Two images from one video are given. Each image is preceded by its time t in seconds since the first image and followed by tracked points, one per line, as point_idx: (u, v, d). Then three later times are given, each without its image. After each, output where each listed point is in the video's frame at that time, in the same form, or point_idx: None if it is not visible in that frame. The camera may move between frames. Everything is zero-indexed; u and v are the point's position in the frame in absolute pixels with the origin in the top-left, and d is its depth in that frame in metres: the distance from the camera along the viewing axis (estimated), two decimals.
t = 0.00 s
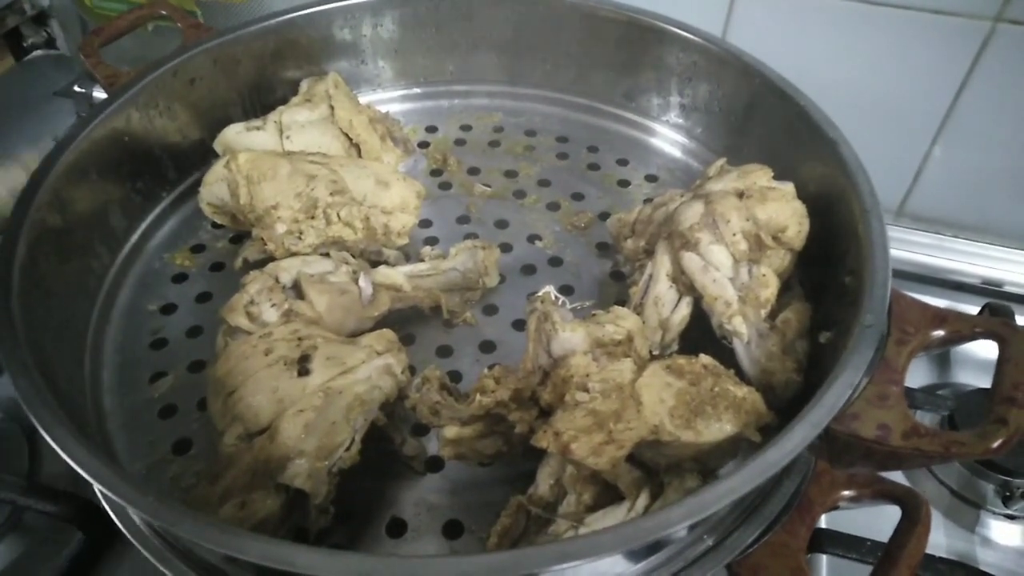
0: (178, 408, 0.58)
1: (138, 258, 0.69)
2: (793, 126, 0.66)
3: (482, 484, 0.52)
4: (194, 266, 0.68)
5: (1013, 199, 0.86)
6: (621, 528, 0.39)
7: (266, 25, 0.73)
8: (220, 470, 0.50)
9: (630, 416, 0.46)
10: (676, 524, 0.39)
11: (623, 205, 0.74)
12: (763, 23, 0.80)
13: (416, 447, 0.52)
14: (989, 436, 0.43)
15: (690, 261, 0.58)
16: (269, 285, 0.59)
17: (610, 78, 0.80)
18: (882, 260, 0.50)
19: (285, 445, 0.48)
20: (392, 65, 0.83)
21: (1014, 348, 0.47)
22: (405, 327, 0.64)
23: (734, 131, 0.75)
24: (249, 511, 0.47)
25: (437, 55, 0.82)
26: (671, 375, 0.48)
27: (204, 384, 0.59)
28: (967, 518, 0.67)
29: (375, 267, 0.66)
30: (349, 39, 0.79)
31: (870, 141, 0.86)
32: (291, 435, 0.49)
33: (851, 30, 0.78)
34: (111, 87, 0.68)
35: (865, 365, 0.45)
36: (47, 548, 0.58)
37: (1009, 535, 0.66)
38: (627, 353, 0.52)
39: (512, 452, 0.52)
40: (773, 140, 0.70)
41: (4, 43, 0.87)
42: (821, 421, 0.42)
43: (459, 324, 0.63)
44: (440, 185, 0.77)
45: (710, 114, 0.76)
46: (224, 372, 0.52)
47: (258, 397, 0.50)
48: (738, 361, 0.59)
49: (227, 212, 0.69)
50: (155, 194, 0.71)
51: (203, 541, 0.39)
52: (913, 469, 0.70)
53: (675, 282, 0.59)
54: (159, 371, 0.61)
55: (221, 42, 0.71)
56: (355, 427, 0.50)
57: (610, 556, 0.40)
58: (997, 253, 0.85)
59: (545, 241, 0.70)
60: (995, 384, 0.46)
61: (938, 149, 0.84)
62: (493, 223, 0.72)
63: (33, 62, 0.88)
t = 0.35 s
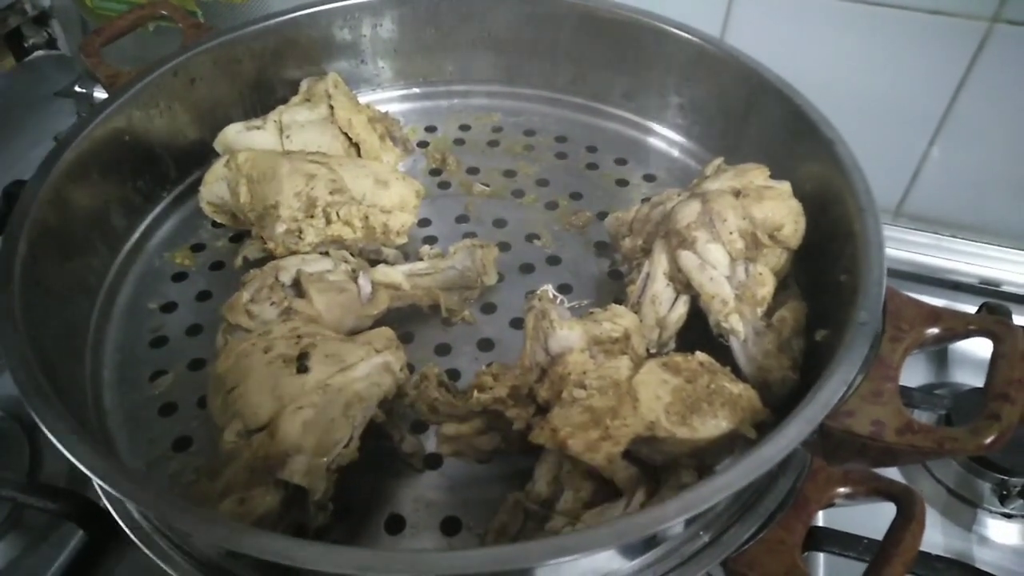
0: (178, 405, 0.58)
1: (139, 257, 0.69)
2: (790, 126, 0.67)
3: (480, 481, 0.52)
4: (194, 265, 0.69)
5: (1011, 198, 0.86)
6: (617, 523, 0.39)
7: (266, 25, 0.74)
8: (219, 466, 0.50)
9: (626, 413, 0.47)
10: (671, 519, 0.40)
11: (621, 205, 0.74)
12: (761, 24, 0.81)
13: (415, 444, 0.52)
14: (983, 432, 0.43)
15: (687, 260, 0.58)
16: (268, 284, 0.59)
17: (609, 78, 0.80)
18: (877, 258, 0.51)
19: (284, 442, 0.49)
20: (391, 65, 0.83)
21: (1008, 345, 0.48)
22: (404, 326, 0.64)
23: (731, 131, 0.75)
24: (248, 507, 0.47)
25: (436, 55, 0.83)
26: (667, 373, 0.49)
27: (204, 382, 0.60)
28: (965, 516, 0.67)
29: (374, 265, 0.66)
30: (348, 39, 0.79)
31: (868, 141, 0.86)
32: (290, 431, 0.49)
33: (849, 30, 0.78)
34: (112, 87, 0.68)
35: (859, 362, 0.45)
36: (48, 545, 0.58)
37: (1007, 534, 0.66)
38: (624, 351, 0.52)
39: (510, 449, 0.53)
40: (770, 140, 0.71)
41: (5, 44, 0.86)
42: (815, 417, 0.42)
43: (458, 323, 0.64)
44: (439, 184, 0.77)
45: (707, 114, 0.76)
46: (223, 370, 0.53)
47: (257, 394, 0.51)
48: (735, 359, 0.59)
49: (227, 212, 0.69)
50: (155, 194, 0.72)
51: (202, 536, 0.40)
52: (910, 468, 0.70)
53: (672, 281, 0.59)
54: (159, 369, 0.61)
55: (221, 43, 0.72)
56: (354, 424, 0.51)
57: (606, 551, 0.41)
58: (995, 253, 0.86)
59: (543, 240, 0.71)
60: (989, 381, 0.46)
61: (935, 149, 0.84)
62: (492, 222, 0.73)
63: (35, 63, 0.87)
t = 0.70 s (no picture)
0: (180, 406, 0.59)
1: (141, 259, 0.70)
2: (786, 129, 0.67)
3: (479, 480, 0.53)
4: (196, 268, 0.70)
5: (1007, 200, 0.87)
6: (611, 520, 0.40)
7: (267, 29, 0.74)
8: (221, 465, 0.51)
9: (621, 412, 0.47)
10: (665, 516, 0.40)
11: (619, 207, 0.75)
12: (758, 28, 0.81)
13: (414, 443, 0.53)
14: (973, 431, 0.43)
15: (683, 261, 0.59)
16: (269, 286, 0.60)
17: (607, 81, 0.81)
18: (870, 260, 0.51)
19: (284, 441, 0.49)
20: (392, 69, 0.84)
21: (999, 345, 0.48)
22: (404, 327, 0.65)
23: (729, 134, 0.76)
24: (249, 506, 0.48)
25: (436, 59, 0.83)
26: (662, 373, 0.49)
27: (206, 382, 0.61)
28: (962, 516, 0.67)
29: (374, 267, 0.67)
30: (350, 43, 0.80)
31: (865, 144, 0.87)
32: (290, 431, 0.50)
33: (845, 34, 0.79)
34: (115, 91, 0.69)
35: (852, 362, 0.46)
36: (52, 544, 0.59)
37: (1004, 534, 0.66)
38: (620, 352, 0.53)
39: (508, 448, 0.53)
40: (767, 143, 0.71)
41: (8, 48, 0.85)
42: (808, 416, 0.43)
43: (457, 324, 0.64)
44: (438, 187, 0.78)
45: (705, 117, 0.77)
46: (225, 370, 0.53)
47: (258, 394, 0.51)
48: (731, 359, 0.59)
49: (229, 214, 0.70)
50: (157, 197, 0.72)
51: (204, 533, 0.40)
52: (908, 468, 0.71)
53: (669, 283, 0.60)
54: (161, 370, 0.62)
55: (223, 47, 0.72)
56: (353, 424, 0.51)
57: (602, 548, 0.41)
58: (991, 254, 0.86)
59: (542, 242, 0.71)
60: (981, 381, 0.47)
61: (932, 151, 0.85)
62: (491, 224, 0.73)
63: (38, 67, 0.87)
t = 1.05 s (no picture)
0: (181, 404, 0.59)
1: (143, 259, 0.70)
2: (785, 129, 0.67)
3: (477, 478, 0.53)
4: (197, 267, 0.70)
5: (1007, 201, 0.87)
6: (608, 517, 0.40)
7: (268, 31, 0.75)
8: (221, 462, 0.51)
9: (619, 410, 0.48)
10: (661, 513, 0.41)
11: (619, 208, 0.75)
12: (757, 29, 0.82)
13: (413, 442, 0.53)
14: (968, 429, 0.44)
15: (681, 261, 0.59)
16: (269, 285, 0.60)
17: (607, 82, 0.81)
18: (867, 259, 0.52)
19: (284, 439, 0.50)
20: (392, 70, 0.84)
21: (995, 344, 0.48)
22: (403, 326, 0.65)
23: (728, 135, 0.76)
24: (249, 503, 0.48)
25: (436, 60, 0.84)
26: (660, 371, 0.50)
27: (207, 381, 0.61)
28: (961, 516, 0.68)
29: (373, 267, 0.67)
30: (351, 44, 0.80)
31: (865, 145, 0.87)
32: (290, 429, 0.50)
33: (844, 35, 0.79)
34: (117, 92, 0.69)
35: (848, 361, 0.46)
36: (51, 544, 0.58)
37: (1003, 534, 0.66)
38: (618, 350, 0.53)
39: (506, 446, 0.54)
40: (765, 143, 0.72)
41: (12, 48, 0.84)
42: (804, 414, 0.43)
43: (456, 323, 0.65)
44: (439, 187, 0.78)
45: (705, 117, 0.77)
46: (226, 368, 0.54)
47: (259, 392, 0.52)
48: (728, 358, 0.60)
49: (231, 213, 0.69)
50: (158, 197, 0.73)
51: (203, 530, 0.41)
52: (906, 467, 0.71)
53: (668, 282, 0.61)
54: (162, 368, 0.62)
55: (224, 48, 0.73)
56: (353, 422, 0.52)
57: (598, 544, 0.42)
58: (990, 255, 0.86)
59: (541, 242, 0.72)
60: (976, 380, 0.47)
61: (933, 152, 0.85)
62: (491, 224, 0.74)
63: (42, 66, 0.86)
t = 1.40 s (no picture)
0: (178, 403, 0.59)
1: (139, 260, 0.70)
2: (781, 128, 0.68)
3: (474, 477, 0.53)
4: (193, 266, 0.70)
5: (1003, 200, 0.87)
6: (603, 514, 0.41)
7: (265, 30, 0.75)
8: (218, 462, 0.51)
9: (614, 408, 0.48)
10: (656, 511, 0.41)
11: (616, 207, 0.75)
12: (754, 29, 0.82)
13: (410, 441, 0.53)
14: (963, 426, 0.44)
15: (677, 259, 0.60)
16: (267, 284, 0.60)
17: (604, 82, 0.81)
18: (863, 258, 0.52)
19: (280, 438, 0.50)
20: (389, 71, 0.84)
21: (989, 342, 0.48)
22: (401, 325, 0.65)
23: (724, 135, 0.76)
24: (245, 501, 0.48)
25: (433, 60, 0.84)
26: (655, 369, 0.50)
27: (204, 380, 0.61)
28: (958, 514, 0.68)
29: (369, 266, 0.67)
30: (348, 44, 0.80)
31: (861, 144, 0.87)
32: (286, 428, 0.50)
33: (840, 34, 0.79)
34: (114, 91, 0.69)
35: (843, 359, 0.46)
36: (50, 543, 0.58)
37: (1000, 532, 0.67)
38: (614, 348, 0.53)
39: (503, 445, 0.54)
40: (762, 142, 0.72)
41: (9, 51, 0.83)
42: (799, 412, 0.43)
43: (453, 323, 0.65)
44: (436, 187, 0.78)
45: (701, 117, 0.77)
46: (223, 367, 0.54)
47: (255, 391, 0.52)
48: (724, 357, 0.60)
49: (229, 211, 0.70)
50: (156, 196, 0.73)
51: (198, 528, 0.41)
52: (904, 466, 0.71)
53: (664, 281, 0.61)
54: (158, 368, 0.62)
55: (221, 47, 0.73)
56: (349, 421, 0.52)
57: (594, 541, 0.42)
58: (987, 254, 0.86)
59: (538, 241, 0.72)
60: (971, 378, 0.47)
61: (929, 151, 0.85)
62: (488, 223, 0.74)
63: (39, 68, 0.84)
